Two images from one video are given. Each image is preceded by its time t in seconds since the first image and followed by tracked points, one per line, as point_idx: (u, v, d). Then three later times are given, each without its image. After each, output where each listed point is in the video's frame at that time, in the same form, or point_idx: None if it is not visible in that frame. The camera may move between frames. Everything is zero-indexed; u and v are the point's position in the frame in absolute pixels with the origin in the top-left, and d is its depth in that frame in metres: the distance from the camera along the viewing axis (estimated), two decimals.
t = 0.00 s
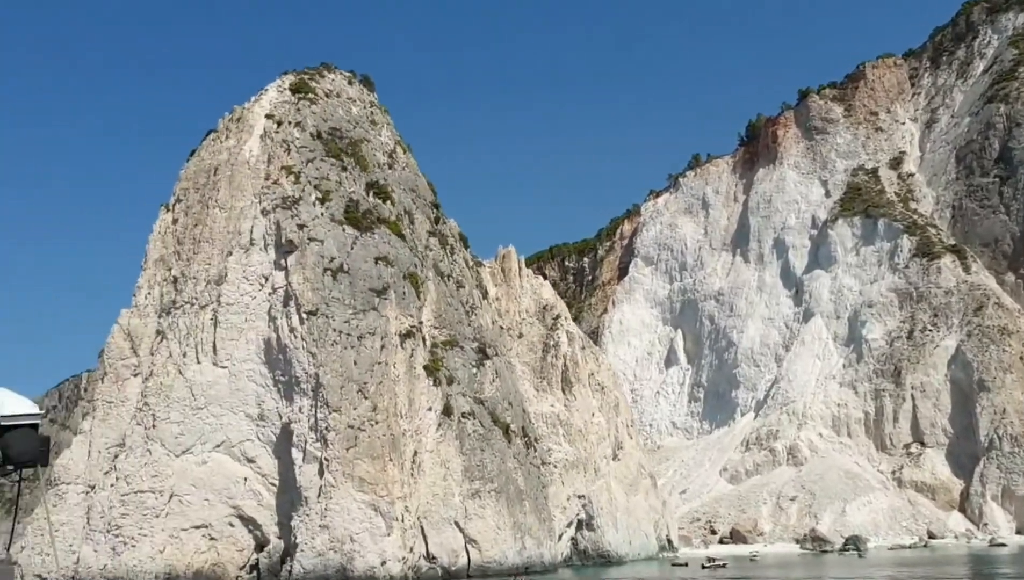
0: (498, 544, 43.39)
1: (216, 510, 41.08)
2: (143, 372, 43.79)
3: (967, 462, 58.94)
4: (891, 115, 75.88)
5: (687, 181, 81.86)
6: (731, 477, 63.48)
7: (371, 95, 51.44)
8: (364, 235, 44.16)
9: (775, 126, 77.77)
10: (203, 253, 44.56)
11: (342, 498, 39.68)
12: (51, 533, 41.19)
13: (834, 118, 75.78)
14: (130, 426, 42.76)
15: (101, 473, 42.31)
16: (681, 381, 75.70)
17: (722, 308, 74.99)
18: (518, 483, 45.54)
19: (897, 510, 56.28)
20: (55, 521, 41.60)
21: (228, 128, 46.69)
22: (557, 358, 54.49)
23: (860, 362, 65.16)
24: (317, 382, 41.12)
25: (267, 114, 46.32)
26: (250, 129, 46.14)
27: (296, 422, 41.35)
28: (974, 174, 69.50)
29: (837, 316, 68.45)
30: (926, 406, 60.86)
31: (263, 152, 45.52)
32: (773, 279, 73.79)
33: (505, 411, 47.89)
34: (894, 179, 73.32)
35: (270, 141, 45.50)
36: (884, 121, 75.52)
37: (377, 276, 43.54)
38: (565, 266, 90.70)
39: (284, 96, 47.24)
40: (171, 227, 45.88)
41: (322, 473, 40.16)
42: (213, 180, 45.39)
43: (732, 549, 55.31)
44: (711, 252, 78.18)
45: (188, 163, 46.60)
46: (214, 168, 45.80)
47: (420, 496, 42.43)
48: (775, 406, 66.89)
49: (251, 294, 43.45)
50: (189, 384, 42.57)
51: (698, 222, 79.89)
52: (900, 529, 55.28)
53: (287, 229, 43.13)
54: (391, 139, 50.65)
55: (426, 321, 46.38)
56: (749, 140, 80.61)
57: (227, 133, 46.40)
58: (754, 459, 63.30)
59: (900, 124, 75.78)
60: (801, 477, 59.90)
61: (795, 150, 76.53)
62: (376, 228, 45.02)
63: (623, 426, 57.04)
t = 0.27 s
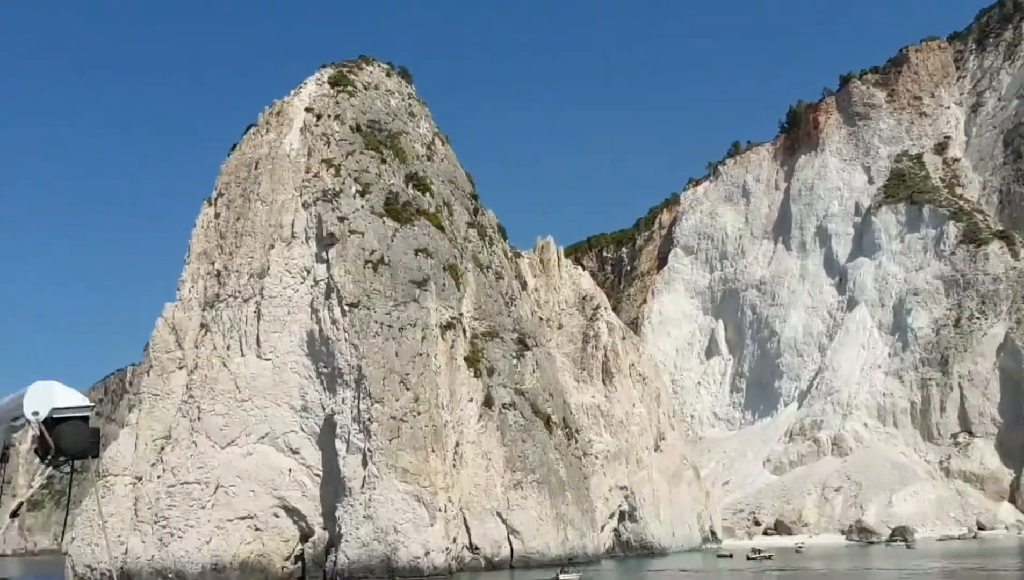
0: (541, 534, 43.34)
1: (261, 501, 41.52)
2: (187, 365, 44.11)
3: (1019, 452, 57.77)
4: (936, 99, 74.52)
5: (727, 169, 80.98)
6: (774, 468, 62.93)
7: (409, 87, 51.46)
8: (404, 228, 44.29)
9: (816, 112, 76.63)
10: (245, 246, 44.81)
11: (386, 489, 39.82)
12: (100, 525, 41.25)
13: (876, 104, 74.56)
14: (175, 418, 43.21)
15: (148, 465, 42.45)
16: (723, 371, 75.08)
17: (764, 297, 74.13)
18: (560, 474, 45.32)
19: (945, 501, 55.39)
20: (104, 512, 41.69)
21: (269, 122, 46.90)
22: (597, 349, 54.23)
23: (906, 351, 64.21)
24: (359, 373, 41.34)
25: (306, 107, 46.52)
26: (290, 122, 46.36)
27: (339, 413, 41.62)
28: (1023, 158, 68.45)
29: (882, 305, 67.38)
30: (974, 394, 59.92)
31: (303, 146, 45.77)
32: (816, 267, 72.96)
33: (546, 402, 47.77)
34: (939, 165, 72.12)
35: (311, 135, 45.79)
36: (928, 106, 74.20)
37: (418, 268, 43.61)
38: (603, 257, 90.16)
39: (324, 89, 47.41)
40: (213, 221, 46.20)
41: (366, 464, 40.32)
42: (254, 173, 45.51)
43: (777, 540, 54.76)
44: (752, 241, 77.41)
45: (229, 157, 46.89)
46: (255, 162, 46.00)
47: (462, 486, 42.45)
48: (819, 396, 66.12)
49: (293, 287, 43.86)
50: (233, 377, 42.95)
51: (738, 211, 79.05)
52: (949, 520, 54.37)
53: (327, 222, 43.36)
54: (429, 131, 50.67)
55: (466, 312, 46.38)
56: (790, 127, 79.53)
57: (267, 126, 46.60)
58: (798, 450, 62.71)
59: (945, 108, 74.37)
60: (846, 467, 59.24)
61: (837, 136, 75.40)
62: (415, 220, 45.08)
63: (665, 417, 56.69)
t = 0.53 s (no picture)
0: (592, 522, 43.23)
1: (314, 489, 42.04)
2: (240, 354, 44.59)
3: None
4: (992, 77, 72.64)
5: (775, 152, 79.71)
6: (827, 455, 62.19)
7: (454, 75, 51.41)
8: (451, 216, 44.19)
9: (867, 93, 75.08)
10: (295, 237, 45.22)
11: (437, 476, 39.96)
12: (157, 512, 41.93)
13: (930, 83, 72.99)
14: (229, 407, 43.80)
15: (203, 454, 42.99)
16: (773, 358, 74.25)
17: (815, 282, 73.09)
18: (610, 462, 45.03)
19: (1003, 488, 54.40)
20: (161, 500, 42.28)
21: (316, 112, 47.13)
22: (646, 336, 53.83)
23: (962, 335, 62.95)
24: (409, 361, 41.57)
25: (353, 97, 46.68)
26: (337, 112, 46.54)
27: (390, 401, 41.89)
28: None
29: (937, 288, 66.20)
30: None
31: (350, 135, 45.95)
32: (868, 251, 71.76)
33: (595, 389, 47.59)
34: (995, 144, 70.33)
35: (357, 125, 45.95)
36: (983, 84, 72.41)
37: (465, 256, 43.44)
38: (650, 243, 89.23)
39: (370, 79, 47.54)
40: (263, 212, 46.59)
41: (416, 452, 40.51)
42: (302, 164, 45.90)
43: (831, 528, 54.05)
44: (802, 225, 76.20)
45: (278, 148, 47.24)
46: (303, 153, 46.35)
47: (512, 474, 42.52)
48: (873, 381, 65.06)
49: (342, 277, 44.17)
50: (285, 366, 43.38)
51: (788, 194, 77.87)
52: (1008, 507, 53.32)
53: (375, 211, 43.55)
54: (475, 119, 50.57)
55: (514, 300, 46.30)
56: (840, 108, 78.02)
57: (315, 117, 46.84)
58: (852, 437, 61.96)
59: (1002, 86, 72.49)
60: (901, 454, 58.53)
61: (889, 117, 73.87)
62: (462, 208, 45.00)
63: (716, 404, 56.16)
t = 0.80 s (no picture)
0: (640, 523, 42.92)
1: (363, 487, 42.29)
2: (289, 354, 44.97)
3: None
4: None
5: (824, 148, 78.43)
6: (879, 455, 61.22)
7: (499, 74, 51.34)
8: (496, 214, 44.05)
9: (918, 86, 73.60)
10: (343, 237, 45.48)
11: (484, 475, 39.92)
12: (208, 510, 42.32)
13: (983, 75, 71.49)
14: (278, 406, 44.18)
15: (253, 452, 43.28)
16: (823, 357, 73.20)
17: (866, 280, 72.15)
18: (659, 461, 44.64)
19: None
20: (212, 498, 42.61)
21: (362, 113, 47.33)
22: (694, 335, 53.32)
23: (1018, 333, 62.45)
24: (456, 360, 41.66)
25: (399, 97, 46.83)
26: (383, 112, 46.70)
27: (437, 400, 41.98)
28: None
29: (991, 285, 65.27)
30: None
31: (396, 135, 46.11)
32: (920, 247, 70.61)
33: (642, 388, 47.21)
34: None
35: (403, 125, 46.13)
36: None
37: (511, 254, 43.26)
38: (696, 241, 87.92)
39: (415, 79, 47.68)
40: (311, 212, 46.81)
41: (463, 450, 40.52)
42: (349, 164, 46.20)
43: (885, 529, 53.13)
44: (852, 222, 74.94)
45: (325, 148, 47.54)
46: (350, 153, 46.60)
47: (560, 473, 42.34)
48: (926, 380, 63.81)
49: (389, 276, 44.34)
50: (333, 365, 43.66)
51: (837, 190, 76.60)
52: None
53: (421, 210, 43.71)
54: (519, 118, 50.47)
55: (559, 299, 46.12)
56: (890, 102, 76.61)
57: (361, 117, 47.04)
58: (905, 436, 60.88)
59: None
60: (956, 455, 57.59)
61: (941, 111, 72.42)
62: (507, 207, 44.86)
63: (766, 403, 55.44)
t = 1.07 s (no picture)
0: (689, 526, 42.48)
1: (409, 489, 42.36)
2: (335, 357, 45.43)
3: None
4: None
5: (871, 146, 77.02)
6: (932, 458, 60.09)
7: (542, 75, 51.24)
8: (540, 216, 43.86)
9: (968, 82, 72.03)
10: (388, 240, 45.66)
11: (530, 478, 39.77)
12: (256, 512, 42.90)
13: None
14: (325, 409, 44.50)
15: (300, 454, 43.93)
16: (873, 358, 72.08)
17: (916, 279, 71.13)
18: (707, 465, 44.18)
19: None
20: (261, 500, 43.28)
21: (406, 117, 47.53)
22: (741, 336, 52.66)
23: None
24: (500, 363, 41.57)
25: (442, 101, 46.93)
26: (426, 115, 46.81)
27: (482, 402, 41.94)
28: None
29: None
30: None
31: (439, 138, 46.14)
32: (972, 245, 69.69)
33: (689, 390, 46.74)
34: None
35: (447, 127, 46.14)
36: None
37: (554, 256, 43.13)
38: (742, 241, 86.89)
39: (458, 82, 47.75)
40: (356, 216, 47.32)
41: (509, 453, 40.41)
42: (393, 168, 46.41)
43: (939, 534, 52.11)
44: (901, 220, 73.66)
45: (369, 152, 47.78)
46: (394, 157, 46.80)
47: (606, 477, 42.05)
48: (979, 381, 62.44)
49: (434, 279, 44.40)
50: (379, 368, 43.86)
51: (885, 188, 75.21)
52: None
53: (465, 213, 43.70)
54: (562, 119, 50.31)
55: (604, 300, 45.81)
56: (939, 99, 75.12)
57: (405, 121, 47.21)
58: (958, 439, 59.67)
59: None
60: (1012, 458, 56.57)
61: (993, 106, 70.92)
62: (551, 208, 44.63)
63: (815, 405, 54.65)
